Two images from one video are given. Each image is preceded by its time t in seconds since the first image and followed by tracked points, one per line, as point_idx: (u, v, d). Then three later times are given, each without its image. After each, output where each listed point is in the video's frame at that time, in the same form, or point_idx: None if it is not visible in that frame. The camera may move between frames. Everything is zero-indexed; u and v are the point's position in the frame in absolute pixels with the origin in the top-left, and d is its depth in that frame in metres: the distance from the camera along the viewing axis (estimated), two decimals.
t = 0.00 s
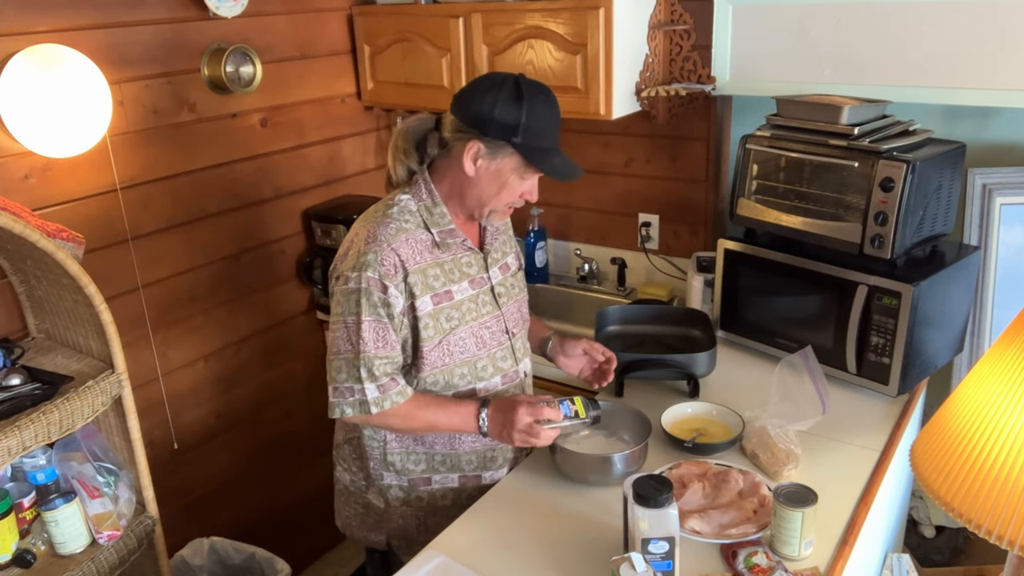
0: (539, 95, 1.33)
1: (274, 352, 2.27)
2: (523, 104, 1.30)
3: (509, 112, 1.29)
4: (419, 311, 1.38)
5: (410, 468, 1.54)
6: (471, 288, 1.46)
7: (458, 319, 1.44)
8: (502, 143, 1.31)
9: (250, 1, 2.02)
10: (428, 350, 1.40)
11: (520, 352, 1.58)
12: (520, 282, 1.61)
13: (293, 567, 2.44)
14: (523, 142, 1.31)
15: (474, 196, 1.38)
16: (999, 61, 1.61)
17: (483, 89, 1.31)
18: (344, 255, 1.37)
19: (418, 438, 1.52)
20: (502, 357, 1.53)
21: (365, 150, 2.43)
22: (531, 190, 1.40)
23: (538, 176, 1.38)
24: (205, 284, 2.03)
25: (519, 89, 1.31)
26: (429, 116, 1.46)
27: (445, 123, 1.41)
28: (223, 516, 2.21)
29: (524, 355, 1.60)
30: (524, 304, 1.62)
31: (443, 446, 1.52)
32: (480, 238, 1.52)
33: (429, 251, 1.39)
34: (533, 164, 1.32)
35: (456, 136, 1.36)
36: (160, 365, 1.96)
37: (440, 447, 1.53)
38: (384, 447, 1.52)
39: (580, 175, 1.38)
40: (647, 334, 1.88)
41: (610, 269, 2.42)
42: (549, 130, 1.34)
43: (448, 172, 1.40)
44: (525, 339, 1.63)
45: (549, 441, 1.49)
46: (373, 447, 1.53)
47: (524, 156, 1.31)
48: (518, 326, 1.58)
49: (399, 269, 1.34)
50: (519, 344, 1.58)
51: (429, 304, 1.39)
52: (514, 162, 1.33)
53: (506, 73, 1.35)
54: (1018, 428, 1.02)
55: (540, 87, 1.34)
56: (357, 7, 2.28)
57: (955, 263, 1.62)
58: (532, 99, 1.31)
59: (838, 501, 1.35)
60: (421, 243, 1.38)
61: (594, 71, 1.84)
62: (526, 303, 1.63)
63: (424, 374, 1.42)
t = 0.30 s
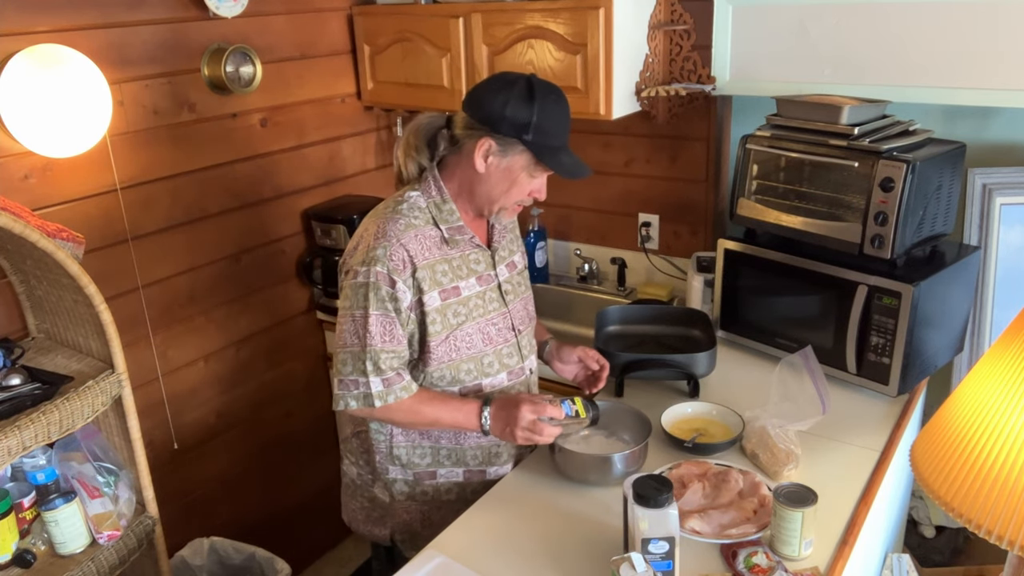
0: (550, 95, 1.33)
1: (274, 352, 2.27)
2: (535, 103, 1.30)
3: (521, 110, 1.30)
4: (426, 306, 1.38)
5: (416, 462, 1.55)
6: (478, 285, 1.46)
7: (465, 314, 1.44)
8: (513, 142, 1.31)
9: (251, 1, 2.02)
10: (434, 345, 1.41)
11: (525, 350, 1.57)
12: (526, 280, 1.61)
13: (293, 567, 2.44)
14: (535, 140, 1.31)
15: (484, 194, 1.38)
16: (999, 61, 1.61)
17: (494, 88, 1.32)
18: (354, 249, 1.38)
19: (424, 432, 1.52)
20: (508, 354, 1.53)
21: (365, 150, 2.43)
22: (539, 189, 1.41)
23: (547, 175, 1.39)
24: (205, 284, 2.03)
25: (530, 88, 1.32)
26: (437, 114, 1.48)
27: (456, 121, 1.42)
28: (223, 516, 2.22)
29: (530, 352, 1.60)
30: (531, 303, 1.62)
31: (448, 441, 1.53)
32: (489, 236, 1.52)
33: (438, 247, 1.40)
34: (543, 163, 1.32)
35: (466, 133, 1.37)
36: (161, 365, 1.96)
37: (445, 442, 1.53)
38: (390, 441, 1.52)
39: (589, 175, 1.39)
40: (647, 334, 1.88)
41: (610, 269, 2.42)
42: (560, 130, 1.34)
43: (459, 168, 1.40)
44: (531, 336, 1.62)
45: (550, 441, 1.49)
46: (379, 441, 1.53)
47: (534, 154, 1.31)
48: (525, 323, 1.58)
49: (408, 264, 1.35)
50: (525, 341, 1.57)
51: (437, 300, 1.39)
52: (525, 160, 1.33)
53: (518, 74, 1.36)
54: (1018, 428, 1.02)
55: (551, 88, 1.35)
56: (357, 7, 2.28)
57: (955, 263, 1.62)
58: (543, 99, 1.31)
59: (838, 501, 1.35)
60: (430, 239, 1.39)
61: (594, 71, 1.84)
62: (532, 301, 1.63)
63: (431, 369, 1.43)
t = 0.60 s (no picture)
0: (552, 94, 1.33)
1: (274, 352, 2.27)
2: (536, 102, 1.30)
3: (522, 109, 1.30)
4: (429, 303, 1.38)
5: (421, 457, 1.55)
6: (482, 283, 1.46)
7: (468, 312, 1.44)
8: (515, 140, 1.31)
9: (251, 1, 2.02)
10: (438, 342, 1.41)
11: (529, 347, 1.57)
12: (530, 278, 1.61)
13: (293, 567, 2.44)
14: (536, 138, 1.31)
15: (486, 192, 1.38)
16: (999, 61, 1.61)
17: (496, 87, 1.32)
18: (358, 248, 1.39)
19: (429, 428, 1.52)
20: (512, 351, 1.52)
21: (365, 150, 2.43)
22: (542, 187, 1.40)
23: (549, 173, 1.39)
24: (205, 284, 2.03)
25: (532, 87, 1.31)
26: (439, 112, 1.48)
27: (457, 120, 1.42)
28: (223, 516, 2.22)
29: (534, 350, 1.60)
30: (535, 300, 1.62)
31: (452, 437, 1.53)
32: (493, 234, 1.51)
33: (441, 245, 1.40)
34: (545, 160, 1.32)
35: (468, 133, 1.36)
36: (160, 364, 1.96)
37: (449, 438, 1.53)
38: (396, 437, 1.53)
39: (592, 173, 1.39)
40: (648, 334, 1.88)
41: (610, 269, 2.42)
42: (561, 128, 1.34)
43: (461, 167, 1.41)
44: (535, 334, 1.62)
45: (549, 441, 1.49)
46: (385, 436, 1.54)
47: (536, 152, 1.31)
48: (529, 321, 1.58)
49: (411, 262, 1.35)
50: (529, 338, 1.57)
51: (440, 298, 1.39)
52: (526, 158, 1.33)
53: (519, 73, 1.36)
54: (1018, 428, 1.02)
55: (553, 86, 1.35)
56: (357, 7, 2.28)
57: (954, 263, 1.62)
58: (545, 97, 1.31)
59: (838, 501, 1.35)
60: (433, 237, 1.39)
61: (594, 71, 1.84)
62: (537, 298, 1.63)
63: (434, 366, 1.43)
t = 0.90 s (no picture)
0: (550, 92, 1.33)
1: (274, 351, 2.27)
2: (534, 100, 1.30)
3: (520, 107, 1.30)
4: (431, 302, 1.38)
5: (425, 455, 1.55)
6: (483, 281, 1.46)
7: (469, 310, 1.44)
8: (513, 138, 1.31)
9: (251, 1, 2.02)
10: (439, 341, 1.41)
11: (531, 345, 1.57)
12: (532, 276, 1.60)
13: (293, 566, 2.44)
14: (534, 136, 1.31)
15: (486, 191, 1.38)
16: (999, 61, 1.61)
17: (494, 85, 1.32)
18: (359, 248, 1.39)
19: (432, 426, 1.52)
20: (514, 349, 1.52)
21: (365, 150, 2.43)
22: (541, 185, 1.40)
23: (548, 172, 1.38)
24: (205, 284, 2.03)
25: (529, 86, 1.31)
26: (438, 112, 1.48)
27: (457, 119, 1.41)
28: (223, 516, 2.22)
29: (536, 347, 1.60)
30: (538, 297, 1.62)
31: (456, 436, 1.53)
32: (494, 233, 1.51)
33: (441, 244, 1.40)
34: (543, 158, 1.31)
35: (467, 133, 1.36)
36: (161, 364, 1.96)
37: (452, 436, 1.53)
38: (400, 435, 1.53)
39: (590, 171, 1.38)
40: (648, 333, 1.88)
41: (610, 269, 2.42)
42: (559, 127, 1.34)
43: (461, 166, 1.41)
44: (537, 331, 1.62)
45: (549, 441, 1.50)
46: (389, 433, 1.54)
47: (534, 150, 1.31)
48: (531, 318, 1.58)
49: (412, 261, 1.35)
50: (531, 336, 1.57)
51: (441, 296, 1.39)
52: (525, 157, 1.33)
53: (517, 72, 1.36)
54: (1018, 428, 1.02)
55: (550, 85, 1.35)
56: (357, 7, 2.28)
57: (955, 263, 1.62)
58: (542, 96, 1.31)
59: (838, 501, 1.35)
60: (433, 235, 1.39)
61: (594, 71, 1.84)
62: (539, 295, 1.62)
63: (435, 364, 1.43)
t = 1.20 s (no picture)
0: (548, 92, 1.33)
1: (274, 351, 2.27)
2: (532, 99, 1.30)
3: (518, 106, 1.30)
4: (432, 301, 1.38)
5: (427, 456, 1.55)
6: (484, 280, 1.46)
7: (470, 310, 1.44)
8: (511, 137, 1.31)
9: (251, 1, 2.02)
10: (441, 341, 1.41)
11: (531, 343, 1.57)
12: (533, 275, 1.60)
13: (293, 566, 2.44)
14: (532, 136, 1.31)
15: (485, 190, 1.38)
16: (999, 61, 1.61)
17: (492, 84, 1.32)
18: (360, 249, 1.39)
19: (434, 427, 1.52)
20: (514, 348, 1.52)
21: (365, 150, 2.43)
22: (540, 184, 1.40)
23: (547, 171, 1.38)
24: (205, 284, 2.03)
25: (528, 85, 1.31)
26: (438, 112, 1.49)
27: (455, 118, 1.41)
28: (223, 516, 2.22)
29: (537, 347, 1.59)
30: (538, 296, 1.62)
31: (457, 437, 1.53)
32: (494, 232, 1.51)
33: (442, 244, 1.40)
34: (541, 157, 1.31)
35: (466, 132, 1.36)
36: (161, 364, 1.96)
37: (454, 436, 1.53)
38: (402, 436, 1.53)
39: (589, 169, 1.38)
40: (648, 334, 1.88)
41: (610, 269, 2.42)
42: (558, 126, 1.34)
43: (459, 166, 1.41)
44: (538, 330, 1.62)
45: (549, 441, 1.50)
46: (391, 434, 1.54)
47: (532, 149, 1.31)
48: (531, 317, 1.58)
49: (414, 261, 1.35)
50: (531, 335, 1.57)
51: (442, 295, 1.39)
52: (523, 156, 1.33)
53: (516, 71, 1.36)
54: (1018, 428, 1.02)
55: (549, 84, 1.35)
56: (357, 7, 2.28)
57: (955, 263, 1.62)
58: (541, 95, 1.31)
59: (838, 501, 1.35)
60: (433, 235, 1.39)
61: (594, 71, 1.84)
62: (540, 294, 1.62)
63: (437, 364, 1.42)
